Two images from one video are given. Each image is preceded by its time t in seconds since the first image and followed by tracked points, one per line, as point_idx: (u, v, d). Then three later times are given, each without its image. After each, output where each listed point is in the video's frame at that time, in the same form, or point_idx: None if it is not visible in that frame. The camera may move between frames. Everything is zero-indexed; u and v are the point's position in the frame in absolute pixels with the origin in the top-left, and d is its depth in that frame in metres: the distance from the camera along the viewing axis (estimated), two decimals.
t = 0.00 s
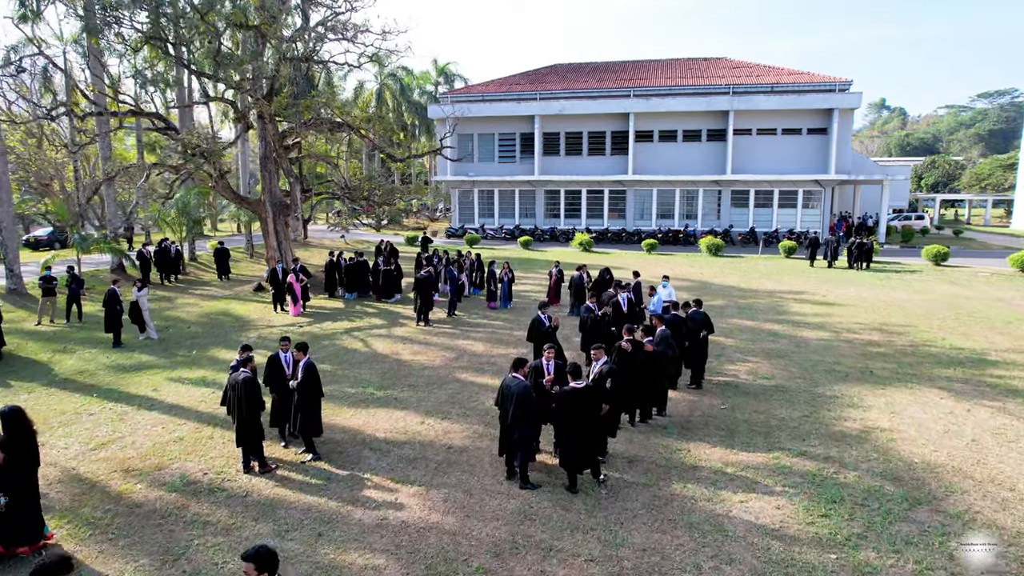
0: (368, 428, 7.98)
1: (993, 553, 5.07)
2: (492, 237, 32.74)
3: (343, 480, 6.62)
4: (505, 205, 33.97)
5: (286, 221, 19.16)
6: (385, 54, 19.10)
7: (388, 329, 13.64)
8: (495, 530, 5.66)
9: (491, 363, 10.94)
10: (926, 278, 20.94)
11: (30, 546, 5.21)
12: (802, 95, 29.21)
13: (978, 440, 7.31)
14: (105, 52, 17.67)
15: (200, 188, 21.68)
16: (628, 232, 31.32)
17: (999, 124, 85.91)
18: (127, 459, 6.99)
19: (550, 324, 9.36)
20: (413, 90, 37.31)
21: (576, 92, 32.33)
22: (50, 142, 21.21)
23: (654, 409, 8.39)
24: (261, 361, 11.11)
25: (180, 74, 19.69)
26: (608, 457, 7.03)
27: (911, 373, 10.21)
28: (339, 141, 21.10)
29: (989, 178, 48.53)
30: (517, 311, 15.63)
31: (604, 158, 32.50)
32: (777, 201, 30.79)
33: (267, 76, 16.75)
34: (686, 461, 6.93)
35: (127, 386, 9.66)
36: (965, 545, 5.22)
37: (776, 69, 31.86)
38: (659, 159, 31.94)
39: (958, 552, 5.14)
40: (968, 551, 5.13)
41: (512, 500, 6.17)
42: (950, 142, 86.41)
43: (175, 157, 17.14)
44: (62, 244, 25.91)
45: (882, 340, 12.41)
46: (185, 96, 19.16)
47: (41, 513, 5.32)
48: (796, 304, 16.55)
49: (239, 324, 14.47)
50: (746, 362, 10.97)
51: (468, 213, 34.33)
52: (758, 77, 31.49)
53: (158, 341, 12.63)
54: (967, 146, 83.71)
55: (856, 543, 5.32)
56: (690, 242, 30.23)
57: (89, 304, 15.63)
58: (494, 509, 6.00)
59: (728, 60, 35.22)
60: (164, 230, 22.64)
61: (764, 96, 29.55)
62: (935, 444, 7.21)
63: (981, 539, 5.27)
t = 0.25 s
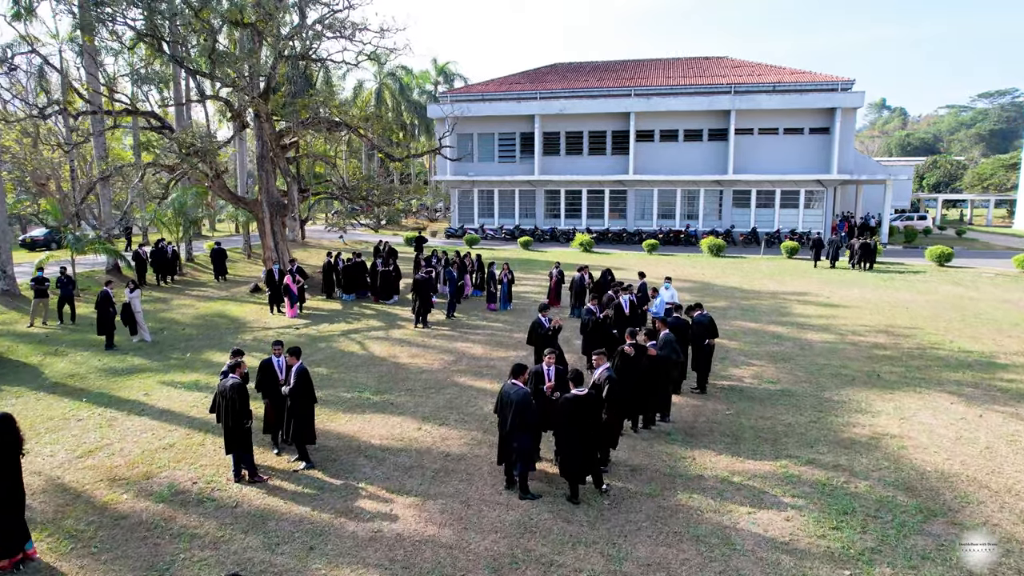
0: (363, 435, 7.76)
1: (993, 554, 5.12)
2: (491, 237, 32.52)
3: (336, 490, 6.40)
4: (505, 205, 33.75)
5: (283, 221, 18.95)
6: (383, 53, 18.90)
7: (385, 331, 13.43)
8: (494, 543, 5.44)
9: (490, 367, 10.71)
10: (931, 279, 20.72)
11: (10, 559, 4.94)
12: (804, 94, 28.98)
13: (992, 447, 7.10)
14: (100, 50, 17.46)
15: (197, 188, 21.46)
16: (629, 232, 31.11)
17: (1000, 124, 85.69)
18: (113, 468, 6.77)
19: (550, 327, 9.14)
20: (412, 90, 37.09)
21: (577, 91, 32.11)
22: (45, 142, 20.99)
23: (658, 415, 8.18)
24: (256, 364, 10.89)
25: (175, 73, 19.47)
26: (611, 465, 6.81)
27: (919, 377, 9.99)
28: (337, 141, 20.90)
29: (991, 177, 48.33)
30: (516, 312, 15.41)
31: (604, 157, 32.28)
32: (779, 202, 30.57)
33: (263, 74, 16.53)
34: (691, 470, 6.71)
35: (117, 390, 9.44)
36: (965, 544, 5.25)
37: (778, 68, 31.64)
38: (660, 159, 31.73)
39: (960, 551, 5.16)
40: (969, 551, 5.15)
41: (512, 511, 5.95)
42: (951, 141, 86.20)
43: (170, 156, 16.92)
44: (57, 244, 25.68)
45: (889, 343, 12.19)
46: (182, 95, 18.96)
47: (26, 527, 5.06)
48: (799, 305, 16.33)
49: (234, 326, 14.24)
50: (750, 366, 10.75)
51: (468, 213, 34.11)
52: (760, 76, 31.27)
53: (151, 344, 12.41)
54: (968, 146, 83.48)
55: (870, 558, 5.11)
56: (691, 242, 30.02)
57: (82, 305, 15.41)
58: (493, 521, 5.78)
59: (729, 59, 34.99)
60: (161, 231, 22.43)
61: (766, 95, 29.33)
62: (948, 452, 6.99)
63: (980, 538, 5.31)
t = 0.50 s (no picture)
0: (358, 442, 7.55)
1: (992, 553, 5.10)
2: (491, 237, 32.31)
3: (329, 501, 6.19)
4: (505, 205, 33.53)
5: (281, 221, 18.74)
6: (382, 51, 18.69)
7: (383, 334, 13.21)
8: (492, 558, 5.22)
9: (489, 371, 10.50)
10: (935, 280, 20.50)
11: None
12: (807, 94, 28.76)
13: (1007, 455, 6.88)
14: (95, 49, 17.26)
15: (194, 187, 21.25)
16: (630, 232, 30.90)
17: (1002, 124, 85.41)
18: (99, 477, 6.55)
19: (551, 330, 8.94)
20: (412, 89, 36.90)
21: (577, 91, 31.90)
22: (40, 141, 20.79)
23: (661, 421, 7.96)
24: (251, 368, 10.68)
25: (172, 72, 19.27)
26: (613, 475, 6.59)
27: (928, 382, 9.77)
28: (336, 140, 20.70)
29: (993, 177, 48.05)
30: (516, 314, 15.19)
31: (605, 157, 32.06)
32: (781, 202, 30.36)
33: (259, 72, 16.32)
34: (696, 480, 6.50)
35: (108, 395, 9.23)
36: (965, 544, 5.23)
37: (780, 67, 31.42)
38: (661, 159, 31.52)
39: (960, 551, 5.14)
40: (968, 550, 5.14)
41: (511, 523, 5.74)
42: (952, 141, 85.97)
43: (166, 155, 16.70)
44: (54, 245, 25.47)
45: (895, 346, 11.97)
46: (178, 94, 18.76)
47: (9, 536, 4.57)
48: (803, 307, 16.11)
49: (230, 328, 14.03)
50: (755, 369, 10.53)
51: (468, 213, 33.91)
52: (761, 75, 31.06)
53: (145, 347, 12.20)
54: (969, 146, 83.22)
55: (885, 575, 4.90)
56: (692, 242, 29.81)
57: (76, 307, 15.19)
58: (491, 534, 5.56)
59: (731, 58, 34.79)
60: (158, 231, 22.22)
61: (768, 94, 29.11)
62: (961, 460, 6.78)
63: (980, 537, 5.30)
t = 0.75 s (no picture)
0: (353, 450, 7.32)
1: (993, 554, 5.10)
2: (491, 238, 32.09)
3: (322, 512, 5.98)
4: (505, 205, 33.30)
5: (277, 222, 18.51)
6: (380, 49, 18.48)
7: (380, 336, 12.99)
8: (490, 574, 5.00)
9: (488, 375, 10.28)
10: (940, 280, 20.27)
11: None
12: (809, 93, 28.52)
13: None
14: (89, 47, 17.04)
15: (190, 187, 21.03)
16: (631, 233, 30.69)
17: (1002, 124, 85.14)
18: (84, 486, 6.33)
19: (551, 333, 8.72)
20: (411, 89, 36.69)
21: (577, 90, 31.67)
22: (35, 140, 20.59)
23: (664, 428, 7.75)
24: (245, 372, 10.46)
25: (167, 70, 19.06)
26: (616, 484, 6.38)
27: (938, 386, 9.54)
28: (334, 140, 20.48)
29: (996, 177, 47.75)
30: (516, 316, 14.97)
31: (605, 157, 31.83)
32: (782, 202, 30.15)
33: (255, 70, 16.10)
34: (702, 490, 6.28)
35: (97, 400, 9.01)
36: (966, 545, 5.22)
37: (782, 66, 31.20)
38: (662, 159, 31.30)
39: (960, 552, 5.13)
40: (969, 551, 5.14)
41: (510, 536, 5.52)
42: (952, 142, 85.74)
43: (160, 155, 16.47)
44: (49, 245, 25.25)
45: (902, 348, 11.75)
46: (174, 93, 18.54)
47: None
48: (807, 309, 15.88)
49: (225, 330, 13.81)
50: (759, 373, 10.31)
51: (467, 213, 33.70)
52: (763, 74, 30.84)
53: (137, 349, 11.98)
54: (970, 146, 82.95)
55: None
56: (693, 243, 29.59)
57: (69, 308, 14.96)
58: (489, 548, 5.34)
59: (732, 57, 34.56)
60: (154, 231, 22.00)
61: (770, 93, 28.87)
62: (976, 469, 6.55)
63: (980, 538, 5.29)
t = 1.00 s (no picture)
0: (347, 458, 7.11)
1: (991, 553, 5.11)
2: (491, 238, 31.88)
3: (314, 524, 5.76)
4: (504, 205, 33.07)
5: (274, 222, 18.30)
6: (378, 48, 18.26)
7: (378, 338, 12.78)
8: None
9: (487, 378, 10.05)
10: (944, 281, 20.04)
11: None
12: (811, 92, 28.29)
13: None
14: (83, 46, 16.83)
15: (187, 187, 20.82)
16: (631, 233, 30.47)
17: (1003, 124, 84.85)
18: (68, 497, 6.11)
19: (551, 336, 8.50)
20: (410, 88, 36.48)
21: (578, 89, 31.46)
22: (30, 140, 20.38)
23: (668, 435, 7.53)
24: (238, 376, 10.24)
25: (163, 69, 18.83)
26: (619, 495, 6.16)
27: (948, 391, 9.31)
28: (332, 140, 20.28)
29: (998, 177, 47.47)
30: (515, 318, 14.74)
31: (606, 156, 31.60)
32: (784, 202, 29.94)
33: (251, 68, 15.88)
34: (709, 501, 6.07)
35: (86, 405, 8.79)
36: (965, 544, 5.24)
37: (784, 65, 30.99)
38: (663, 159, 31.09)
39: (959, 551, 5.15)
40: (968, 550, 5.15)
41: (509, 550, 5.30)
42: (953, 142, 85.46)
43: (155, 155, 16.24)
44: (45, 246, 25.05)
45: (909, 351, 11.52)
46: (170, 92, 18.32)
47: None
48: (811, 310, 15.65)
49: (220, 332, 13.59)
50: (765, 377, 10.09)
51: (467, 213, 33.50)
52: (765, 74, 30.62)
53: (130, 352, 11.76)
54: (971, 146, 82.63)
55: None
56: (694, 243, 29.38)
57: (62, 310, 14.75)
58: (487, 563, 5.13)
59: (733, 56, 34.35)
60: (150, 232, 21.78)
61: (772, 92, 28.66)
62: (992, 479, 6.33)
63: (980, 538, 5.31)
